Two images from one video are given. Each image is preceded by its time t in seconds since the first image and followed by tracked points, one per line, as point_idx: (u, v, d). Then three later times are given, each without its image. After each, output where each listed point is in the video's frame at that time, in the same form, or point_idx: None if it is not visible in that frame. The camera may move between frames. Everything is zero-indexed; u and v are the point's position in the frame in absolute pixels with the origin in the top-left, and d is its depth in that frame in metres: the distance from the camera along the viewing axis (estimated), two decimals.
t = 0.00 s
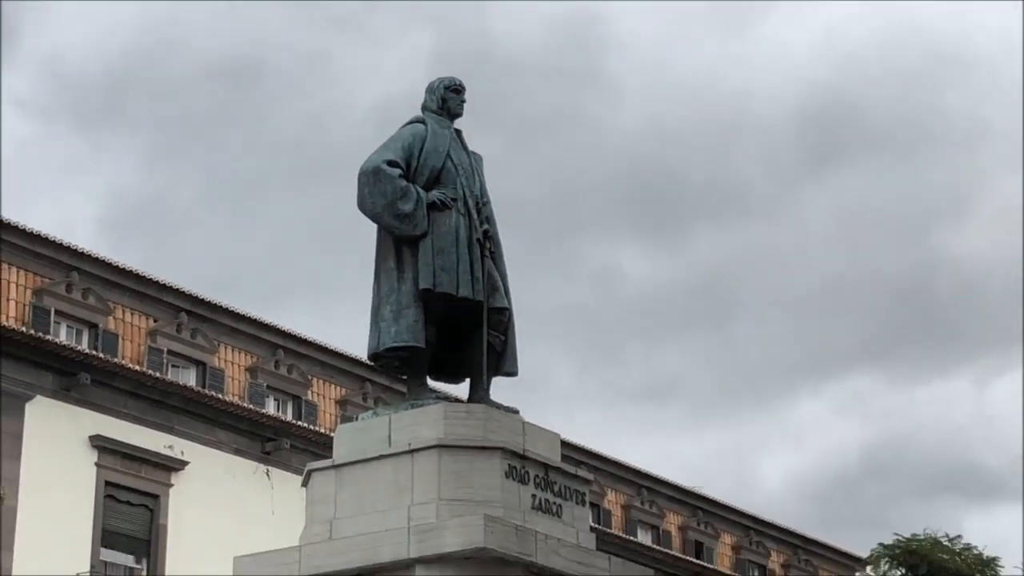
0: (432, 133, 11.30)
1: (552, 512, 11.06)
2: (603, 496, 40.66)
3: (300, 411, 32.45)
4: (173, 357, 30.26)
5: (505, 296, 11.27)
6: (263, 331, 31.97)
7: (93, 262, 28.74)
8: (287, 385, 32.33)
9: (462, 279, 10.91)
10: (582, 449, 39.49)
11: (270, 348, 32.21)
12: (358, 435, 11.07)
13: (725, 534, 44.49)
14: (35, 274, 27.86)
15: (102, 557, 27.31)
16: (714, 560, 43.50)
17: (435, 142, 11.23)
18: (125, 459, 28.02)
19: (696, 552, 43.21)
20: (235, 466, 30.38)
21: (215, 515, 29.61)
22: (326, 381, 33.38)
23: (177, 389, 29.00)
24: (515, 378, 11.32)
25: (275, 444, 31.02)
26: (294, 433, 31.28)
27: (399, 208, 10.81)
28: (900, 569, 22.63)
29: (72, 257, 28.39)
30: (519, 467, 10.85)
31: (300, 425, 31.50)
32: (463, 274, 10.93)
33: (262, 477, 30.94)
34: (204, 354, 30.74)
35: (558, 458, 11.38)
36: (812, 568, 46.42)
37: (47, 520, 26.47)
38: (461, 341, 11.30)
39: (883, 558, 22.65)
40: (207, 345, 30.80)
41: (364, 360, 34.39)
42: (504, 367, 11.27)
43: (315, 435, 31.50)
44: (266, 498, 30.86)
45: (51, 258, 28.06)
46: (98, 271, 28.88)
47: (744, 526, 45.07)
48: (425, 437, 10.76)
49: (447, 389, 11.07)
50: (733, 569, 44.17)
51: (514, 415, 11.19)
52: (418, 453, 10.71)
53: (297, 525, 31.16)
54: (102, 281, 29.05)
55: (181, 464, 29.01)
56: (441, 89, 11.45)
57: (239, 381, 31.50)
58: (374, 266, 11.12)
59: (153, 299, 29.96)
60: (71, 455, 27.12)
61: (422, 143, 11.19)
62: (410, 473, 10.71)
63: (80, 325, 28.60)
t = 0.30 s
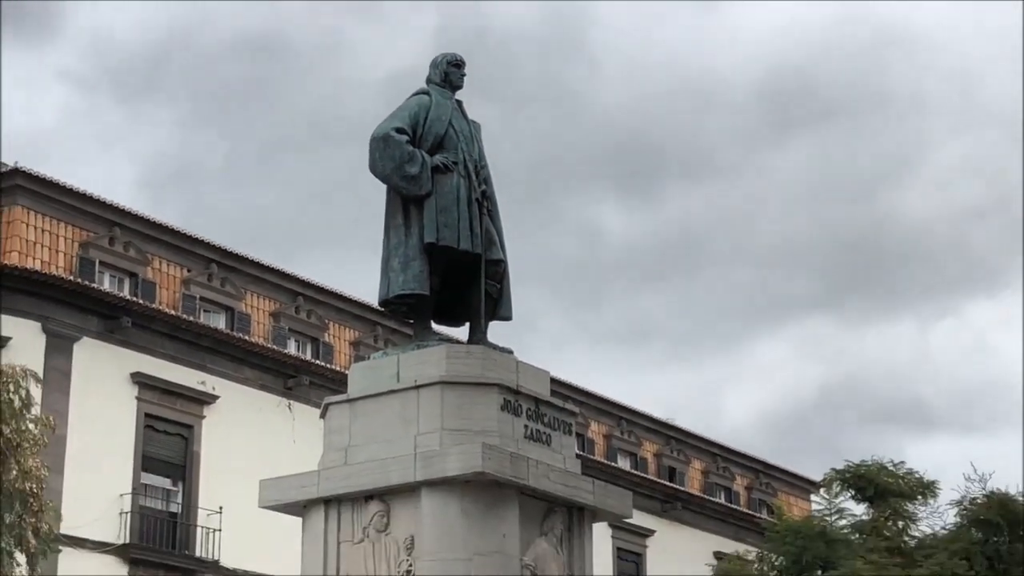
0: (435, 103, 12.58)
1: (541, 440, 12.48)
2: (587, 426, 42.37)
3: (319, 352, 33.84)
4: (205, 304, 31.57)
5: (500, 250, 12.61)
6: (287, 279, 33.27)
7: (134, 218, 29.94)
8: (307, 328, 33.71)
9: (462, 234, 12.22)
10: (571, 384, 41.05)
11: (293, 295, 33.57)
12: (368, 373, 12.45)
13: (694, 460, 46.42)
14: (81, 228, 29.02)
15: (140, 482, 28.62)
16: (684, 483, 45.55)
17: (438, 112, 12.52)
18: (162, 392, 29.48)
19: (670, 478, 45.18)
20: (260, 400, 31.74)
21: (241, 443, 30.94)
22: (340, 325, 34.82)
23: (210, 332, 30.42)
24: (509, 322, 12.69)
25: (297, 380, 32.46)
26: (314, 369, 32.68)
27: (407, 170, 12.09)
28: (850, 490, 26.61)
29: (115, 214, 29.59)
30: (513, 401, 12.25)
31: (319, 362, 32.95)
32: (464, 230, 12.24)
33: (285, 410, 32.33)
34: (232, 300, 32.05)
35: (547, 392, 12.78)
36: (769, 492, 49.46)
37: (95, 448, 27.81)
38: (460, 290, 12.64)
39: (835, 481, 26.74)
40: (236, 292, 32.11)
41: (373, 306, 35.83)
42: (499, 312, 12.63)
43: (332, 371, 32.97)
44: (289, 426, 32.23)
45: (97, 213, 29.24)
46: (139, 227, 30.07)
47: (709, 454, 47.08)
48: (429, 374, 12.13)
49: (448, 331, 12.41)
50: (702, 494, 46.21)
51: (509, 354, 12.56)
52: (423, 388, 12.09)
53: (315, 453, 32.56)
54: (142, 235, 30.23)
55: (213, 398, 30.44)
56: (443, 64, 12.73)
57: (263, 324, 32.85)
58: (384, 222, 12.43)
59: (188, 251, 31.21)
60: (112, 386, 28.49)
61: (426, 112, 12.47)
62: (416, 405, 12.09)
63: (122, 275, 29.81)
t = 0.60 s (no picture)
0: (431, 55, 13.19)
1: (532, 375, 13.22)
2: (574, 363, 43.24)
3: (321, 293, 34.55)
4: (213, 247, 32.31)
5: (493, 196, 13.27)
6: (291, 222, 33.98)
7: (146, 164, 30.70)
8: (309, 270, 34.42)
9: (458, 180, 12.87)
10: (559, 323, 41.82)
11: (297, 239, 34.28)
12: (369, 311, 13.15)
13: (675, 394, 47.41)
14: (93, 173, 29.78)
15: (151, 415, 29.59)
16: (667, 416, 46.54)
17: (433, 63, 13.14)
18: (172, 330, 30.38)
19: (653, 412, 46.10)
20: (265, 338, 32.60)
21: (246, 377, 31.89)
22: (341, 267, 35.55)
23: (218, 274, 31.19)
24: (502, 264, 13.37)
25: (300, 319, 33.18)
26: (316, 308, 33.38)
27: (404, 118, 12.71)
28: (822, 422, 32.09)
29: (127, 159, 30.35)
30: (505, 338, 12.96)
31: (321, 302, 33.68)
32: (459, 176, 12.89)
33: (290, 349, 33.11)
34: (238, 242, 32.78)
35: (536, 331, 13.49)
36: (746, 423, 50.53)
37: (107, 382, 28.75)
38: (455, 233, 13.31)
39: (809, 414, 32.13)
40: (242, 235, 32.83)
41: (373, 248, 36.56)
42: (492, 254, 13.32)
43: (334, 310, 33.69)
44: (292, 361, 33.10)
45: (110, 158, 30.04)
46: (150, 172, 30.84)
47: (689, 387, 48.04)
48: (425, 313, 12.82)
49: (444, 272, 13.09)
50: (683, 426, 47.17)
51: (501, 294, 13.25)
52: (420, 326, 12.79)
53: (315, 388, 33.53)
54: (152, 181, 30.98)
55: (220, 335, 31.33)
56: (438, 18, 13.33)
57: (268, 266, 33.56)
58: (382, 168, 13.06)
59: (196, 195, 31.95)
60: (124, 323, 29.44)
61: (423, 64, 13.09)
62: (413, 342, 12.80)
63: (133, 218, 30.56)
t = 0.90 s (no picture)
0: (429, 4, 13.80)
1: (523, 309, 13.97)
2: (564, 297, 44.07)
3: (324, 231, 35.17)
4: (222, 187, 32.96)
5: (488, 138, 13.93)
6: (295, 163, 34.61)
7: (157, 107, 31.36)
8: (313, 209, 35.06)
9: (454, 123, 13.52)
10: (550, 259, 42.54)
11: (300, 179, 34.91)
12: (370, 248, 13.89)
13: (659, 326, 48.35)
14: (106, 116, 30.45)
15: (163, 345, 30.45)
16: (651, 347, 47.50)
17: (431, 12, 13.75)
18: (183, 265, 31.10)
19: (639, 344, 47.00)
20: (270, 272, 33.25)
21: (252, 310, 32.65)
22: (341, 206, 36.18)
23: (226, 213, 31.83)
24: (496, 203, 14.06)
25: (303, 256, 33.84)
26: (319, 246, 34.01)
27: (402, 64, 13.34)
28: (798, 353, 32.79)
29: (138, 103, 31.00)
30: (498, 274, 13.70)
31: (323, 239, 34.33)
32: (455, 120, 13.54)
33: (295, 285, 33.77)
34: (245, 181, 33.42)
35: (528, 267, 14.22)
36: (726, 354, 51.55)
37: (122, 314, 29.56)
38: (452, 174, 13.99)
39: (785, 345, 32.77)
40: (248, 175, 33.47)
41: (372, 188, 37.20)
42: (487, 194, 14.00)
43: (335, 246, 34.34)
44: (296, 295, 33.80)
45: (123, 101, 30.69)
46: (160, 115, 31.50)
47: (671, 319, 48.95)
48: (424, 250, 13.54)
49: (442, 211, 13.78)
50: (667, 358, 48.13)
51: (496, 233, 13.97)
52: (418, 262, 13.52)
53: (319, 322, 34.21)
54: (163, 123, 31.64)
55: (229, 270, 32.05)
56: None
57: (273, 204, 34.21)
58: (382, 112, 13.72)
59: (205, 137, 32.60)
60: (138, 257, 30.19)
61: (420, 12, 13.70)
62: (412, 278, 13.53)
63: (146, 159, 31.20)
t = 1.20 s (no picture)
0: None
1: (518, 253, 14.14)
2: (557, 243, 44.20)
3: (320, 177, 35.27)
4: (219, 133, 33.02)
5: (482, 83, 14.06)
6: (291, 108, 34.70)
7: (154, 54, 31.37)
8: (309, 155, 35.13)
9: (448, 70, 13.64)
10: (544, 206, 42.67)
11: (296, 125, 35.00)
12: (366, 192, 14.05)
13: (651, 271, 48.55)
14: (103, 63, 30.50)
15: (162, 290, 30.66)
16: (643, 292, 47.70)
17: None
18: (181, 211, 31.24)
19: (631, 288, 47.20)
20: (268, 218, 33.37)
21: (250, 255, 32.85)
22: (336, 151, 36.25)
23: (223, 159, 31.91)
24: (490, 148, 14.21)
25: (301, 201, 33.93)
26: (316, 191, 34.11)
27: (396, 10, 13.44)
28: (788, 297, 33.02)
29: (135, 50, 31.02)
30: (493, 219, 13.86)
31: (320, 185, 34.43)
32: (449, 66, 13.65)
33: (292, 230, 33.85)
34: (242, 127, 33.48)
35: (522, 211, 14.38)
36: (717, 298, 51.78)
37: (120, 258, 29.78)
38: (446, 118, 14.13)
39: (775, 289, 32.96)
40: (245, 121, 33.54)
41: (367, 134, 37.26)
42: (480, 139, 14.15)
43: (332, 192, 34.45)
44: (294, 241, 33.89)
45: (120, 47, 30.71)
46: (157, 62, 31.53)
47: (663, 263, 49.13)
48: (419, 195, 13.69)
49: (436, 156, 13.92)
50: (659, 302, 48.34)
51: (490, 178, 14.12)
52: (413, 207, 13.68)
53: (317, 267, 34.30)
54: (160, 69, 31.67)
55: (226, 216, 32.20)
56: None
57: (270, 150, 34.30)
58: (376, 57, 13.82)
59: (202, 83, 32.64)
60: (137, 202, 30.34)
61: None
62: (407, 222, 13.70)
63: (143, 105, 31.25)
